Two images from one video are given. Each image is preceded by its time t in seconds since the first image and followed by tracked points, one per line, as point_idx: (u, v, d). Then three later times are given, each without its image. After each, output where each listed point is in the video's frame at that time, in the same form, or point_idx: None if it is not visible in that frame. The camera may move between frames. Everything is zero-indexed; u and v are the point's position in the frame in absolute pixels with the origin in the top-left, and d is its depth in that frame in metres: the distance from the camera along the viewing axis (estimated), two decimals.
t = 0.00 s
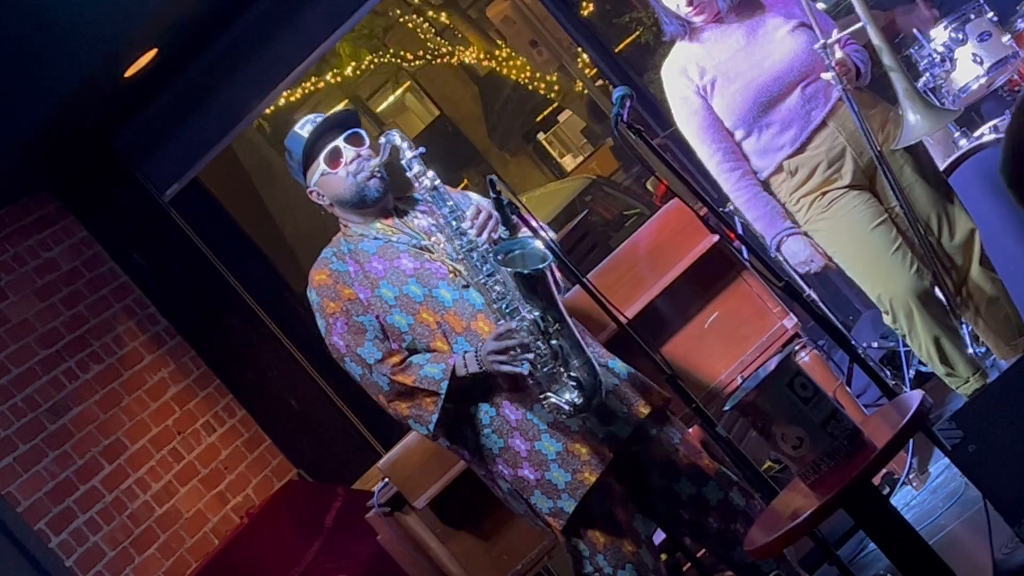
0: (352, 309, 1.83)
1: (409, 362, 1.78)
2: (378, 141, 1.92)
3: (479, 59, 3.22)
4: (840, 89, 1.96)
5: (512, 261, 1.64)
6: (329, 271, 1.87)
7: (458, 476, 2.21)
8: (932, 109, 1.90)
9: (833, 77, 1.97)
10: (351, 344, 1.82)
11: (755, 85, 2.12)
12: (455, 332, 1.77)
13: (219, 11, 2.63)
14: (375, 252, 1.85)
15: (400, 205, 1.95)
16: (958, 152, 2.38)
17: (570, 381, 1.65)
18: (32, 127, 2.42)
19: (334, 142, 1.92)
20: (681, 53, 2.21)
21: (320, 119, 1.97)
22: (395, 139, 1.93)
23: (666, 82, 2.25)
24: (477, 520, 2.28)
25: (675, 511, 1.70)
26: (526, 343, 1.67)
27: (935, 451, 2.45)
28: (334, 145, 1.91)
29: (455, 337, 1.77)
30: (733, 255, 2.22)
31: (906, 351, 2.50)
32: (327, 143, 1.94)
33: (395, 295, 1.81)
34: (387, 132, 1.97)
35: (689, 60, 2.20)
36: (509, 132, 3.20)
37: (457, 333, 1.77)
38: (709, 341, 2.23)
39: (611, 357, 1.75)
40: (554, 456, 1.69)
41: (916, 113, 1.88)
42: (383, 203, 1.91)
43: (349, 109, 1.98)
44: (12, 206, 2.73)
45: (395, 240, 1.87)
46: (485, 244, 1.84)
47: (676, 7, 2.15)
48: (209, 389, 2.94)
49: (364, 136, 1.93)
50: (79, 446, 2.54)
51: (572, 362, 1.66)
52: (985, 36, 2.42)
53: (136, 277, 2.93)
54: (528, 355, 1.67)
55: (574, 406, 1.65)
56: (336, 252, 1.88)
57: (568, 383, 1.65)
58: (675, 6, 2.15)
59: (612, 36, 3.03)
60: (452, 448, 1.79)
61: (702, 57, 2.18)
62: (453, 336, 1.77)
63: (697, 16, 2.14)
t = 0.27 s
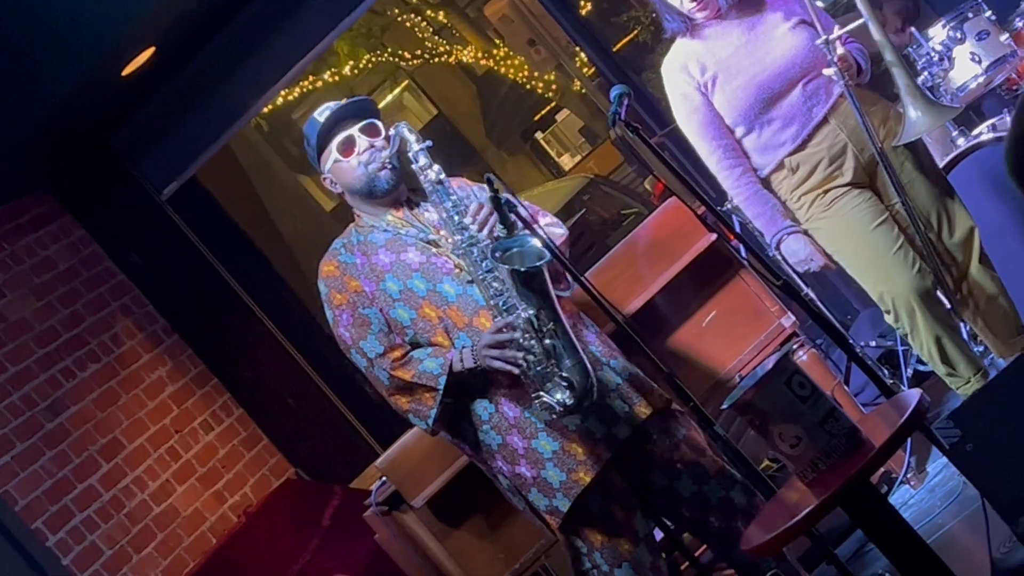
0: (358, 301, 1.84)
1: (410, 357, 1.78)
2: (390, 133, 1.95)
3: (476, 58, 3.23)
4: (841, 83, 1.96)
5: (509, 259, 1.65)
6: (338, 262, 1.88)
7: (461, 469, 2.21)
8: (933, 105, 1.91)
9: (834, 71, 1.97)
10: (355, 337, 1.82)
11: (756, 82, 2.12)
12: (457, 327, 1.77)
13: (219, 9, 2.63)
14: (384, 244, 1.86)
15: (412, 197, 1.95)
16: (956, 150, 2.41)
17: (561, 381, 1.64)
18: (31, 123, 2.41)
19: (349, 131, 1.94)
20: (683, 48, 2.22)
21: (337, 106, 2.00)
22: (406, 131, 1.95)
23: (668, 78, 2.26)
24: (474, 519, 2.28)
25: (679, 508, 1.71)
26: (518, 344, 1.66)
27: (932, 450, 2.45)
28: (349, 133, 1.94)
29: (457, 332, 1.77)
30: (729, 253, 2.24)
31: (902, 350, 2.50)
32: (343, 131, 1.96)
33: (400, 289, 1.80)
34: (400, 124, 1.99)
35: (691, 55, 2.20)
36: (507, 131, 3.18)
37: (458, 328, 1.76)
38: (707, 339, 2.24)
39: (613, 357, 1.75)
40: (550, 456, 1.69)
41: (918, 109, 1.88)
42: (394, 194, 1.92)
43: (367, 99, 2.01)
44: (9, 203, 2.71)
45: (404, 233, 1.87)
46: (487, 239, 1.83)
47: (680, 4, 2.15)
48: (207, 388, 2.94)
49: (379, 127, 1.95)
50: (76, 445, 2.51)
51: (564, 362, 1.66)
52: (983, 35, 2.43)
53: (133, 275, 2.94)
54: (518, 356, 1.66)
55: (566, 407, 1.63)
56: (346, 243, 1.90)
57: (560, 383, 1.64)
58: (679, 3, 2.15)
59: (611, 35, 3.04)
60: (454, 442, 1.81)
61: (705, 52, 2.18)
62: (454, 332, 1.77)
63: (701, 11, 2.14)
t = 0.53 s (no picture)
0: (369, 293, 1.89)
1: (417, 352, 1.85)
2: (407, 125, 1.95)
3: (474, 57, 3.22)
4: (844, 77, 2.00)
5: (515, 259, 1.59)
6: (350, 255, 1.93)
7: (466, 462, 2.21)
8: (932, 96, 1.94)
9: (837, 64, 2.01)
10: (365, 329, 1.89)
11: (758, 80, 2.11)
12: (464, 324, 1.82)
13: (216, 7, 2.63)
14: (396, 239, 1.90)
15: (429, 188, 1.96)
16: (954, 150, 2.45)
17: (559, 383, 1.68)
18: (27, 122, 2.41)
19: (368, 122, 1.95)
20: (682, 47, 2.19)
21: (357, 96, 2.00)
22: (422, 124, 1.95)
23: (666, 77, 2.22)
24: (472, 518, 2.27)
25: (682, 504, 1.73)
26: (520, 346, 1.71)
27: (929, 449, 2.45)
28: (367, 124, 1.95)
29: (464, 329, 1.83)
30: (727, 252, 2.24)
31: (900, 349, 2.50)
32: (361, 121, 1.98)
33: (409, 286, 1.86)
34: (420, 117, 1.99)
35: (691, 53, 2.17)
36: (504, 130, 3.18)
37: (466, 325, 1.82)
38: (706, 338, 2.26)
39: (622, 353, 1.76)
40: (550, 456, 1.72)
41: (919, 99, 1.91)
42: (410, 186, 1.93)
43: (387, 89, 2.02)
44: (7, 202, 2.71)
45: (417, 228, 1.90)
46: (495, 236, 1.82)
47: None
48: (204, 387, 2.95)
49: (398, 118, 1.96)
50: (73, 444, 2.50)
51: (563, 366, 1.68)
52: (981, 34, 2.44)
53: (129, 274, 2.95)
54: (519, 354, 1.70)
55: (562, 409, 1.68)
56: (359, 236, 1.94)
57: (557, 386, 1.68)
58: None
59: (608, 33, 3.03)
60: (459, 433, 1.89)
61: (705, 51, 2.15)
62: (462, 329, 1.83)
63: (708, 3, 2.12)
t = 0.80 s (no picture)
0: (377, 285, 1.90)
1: (421, 347, 1.86)
2: (423, 120, 1.94)
3: (473, 56, 3.23)
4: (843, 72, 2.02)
5: (522, 264, 1.65)
6: (360, 246, 1.93)
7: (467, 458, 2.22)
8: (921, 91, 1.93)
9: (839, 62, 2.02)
10: (371, 321, 1.90)
11: (761, 74, 2.11)
12: (470, 320, 1.83)
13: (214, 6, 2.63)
14: (408, 232, 1.90)
15: (443, 182, 1.95)
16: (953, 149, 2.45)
17: (560, 390, 1.69)
18: (25, 121, 2.41)
19: (385, 114, 1.96)
20: (682, 43, 2.18)
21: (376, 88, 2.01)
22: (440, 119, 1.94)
23: (668, 74, 2.21)
24: (471, 517, 2.27)
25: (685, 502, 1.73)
26: (523, 349, 1.70)
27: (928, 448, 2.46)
28: (385, 116, 1.95)
29: (470, 326, 1.83)
30: (727, 252, 2.24)
31: (899, 348, 2.50)
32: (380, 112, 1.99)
33: (416, 280, 1.86)
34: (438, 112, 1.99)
35: (693, 48, 2.16)
36: (502, 130, 3.19)
37: (472, 321, 1.83)
38: (705, 336, 2.26)
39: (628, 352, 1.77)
40: (551, 455, 1.73)
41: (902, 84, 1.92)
42: (424, 179, 1.93)
43: (408, 83, 2.02)
44: (5, 201, 2.71)
45: (429, 223, 1.90)
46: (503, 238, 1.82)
47: None
48: (203, 385, 2.94)
49: (416, 112, 1.96)
50: (72, 443, 2.50)
51: (564, 373, 1.68)
52: (980, 33, 2.47)
53: (128, 273, 2.95)
54: (523, 359, 1.71)
55: (562, 415, 1.68)
56: (370, 227, 1.94)
57: (558, 391, 1.69)
58: None
59: (608, 32, 3.05)
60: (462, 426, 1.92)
61: (707, 45, 2.15)
62: (467, 325, 1.84)
63: None
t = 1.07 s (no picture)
0: (380, 281, 1.91)
1: (421, 346, 1.88)
2: (437, 120, 1.96)
3: (473, 55, 3.20)
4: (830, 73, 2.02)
5: (521, 273, 1.59)
6: (365, 241, 1.95)
7: (469, 453, 2.22)
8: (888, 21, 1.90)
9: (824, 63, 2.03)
10: (373, 316, 1.92)
11: (763, 69, 2.10)
12: (470, 322, 1.84)
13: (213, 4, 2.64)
14: (413, 231, 1.91)
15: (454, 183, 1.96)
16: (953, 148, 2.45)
17: (555, 400, 1.69)
18: (24, 119, 2.40)
19: (401, 111, 1.97)
20: (681, 40, 2.17)
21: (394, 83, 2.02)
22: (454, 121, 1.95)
23: (666, 71, 2.19)
24: (468, 517, 2.27)
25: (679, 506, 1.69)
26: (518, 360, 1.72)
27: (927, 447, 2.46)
28: (400, 113, 1.97)
29: (470, 327, 1.85)
30: (726, 250, 2.25)
31: (898, 347, 2.50)
32: (395, 109, 1.99)
33: (418, 279, 1.88)
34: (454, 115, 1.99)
35: (693, 43, 2.15)
36: (502, 128, 3.16)
37: (472, 323, 1.84)
38: (702, 334, 2.26)
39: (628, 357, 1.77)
40: (546, 457, 1.72)
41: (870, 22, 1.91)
42: (435, 178, 1.94)
43: (425, 81, 2.02)
44: (3, 200, 2.71)
45: (436, 224, 1.91)
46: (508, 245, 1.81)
47: None
48: (201, 384, 2.94)
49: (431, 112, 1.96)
50: (70, 442, 2.50)
51: (559, 384, 1.68)
52: (979, 33, 2.48)
53: (127, 272, 2.95)
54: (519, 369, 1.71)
55: (554, 426, 1.68)
56: (377, 223, 1.95)
57: (552, 402, 1.69)
58: None
59: (606, 32, 3.12)
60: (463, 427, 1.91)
61: (706, 41, 2.14)
62: (467, 327, 1.85)
63: None
